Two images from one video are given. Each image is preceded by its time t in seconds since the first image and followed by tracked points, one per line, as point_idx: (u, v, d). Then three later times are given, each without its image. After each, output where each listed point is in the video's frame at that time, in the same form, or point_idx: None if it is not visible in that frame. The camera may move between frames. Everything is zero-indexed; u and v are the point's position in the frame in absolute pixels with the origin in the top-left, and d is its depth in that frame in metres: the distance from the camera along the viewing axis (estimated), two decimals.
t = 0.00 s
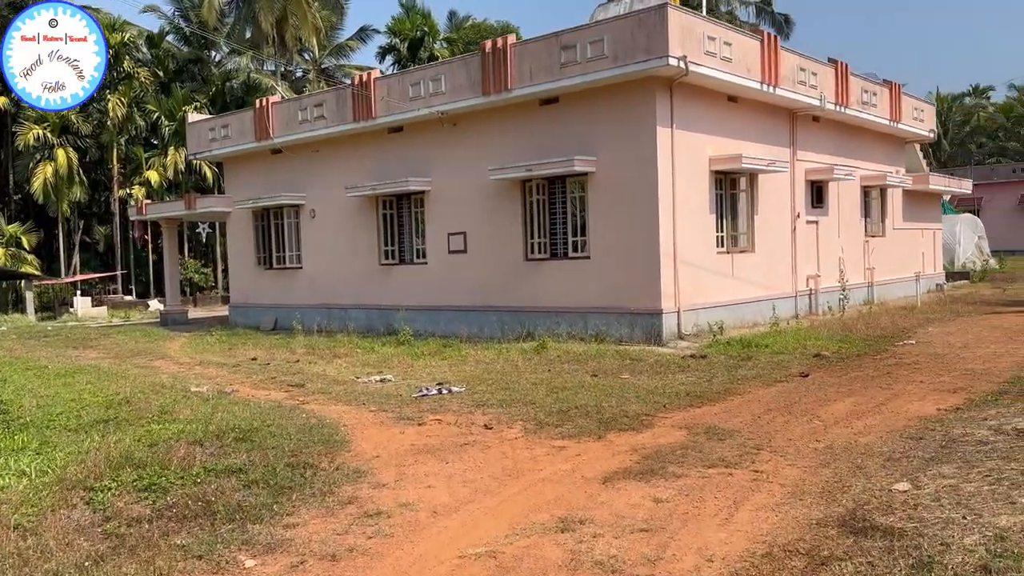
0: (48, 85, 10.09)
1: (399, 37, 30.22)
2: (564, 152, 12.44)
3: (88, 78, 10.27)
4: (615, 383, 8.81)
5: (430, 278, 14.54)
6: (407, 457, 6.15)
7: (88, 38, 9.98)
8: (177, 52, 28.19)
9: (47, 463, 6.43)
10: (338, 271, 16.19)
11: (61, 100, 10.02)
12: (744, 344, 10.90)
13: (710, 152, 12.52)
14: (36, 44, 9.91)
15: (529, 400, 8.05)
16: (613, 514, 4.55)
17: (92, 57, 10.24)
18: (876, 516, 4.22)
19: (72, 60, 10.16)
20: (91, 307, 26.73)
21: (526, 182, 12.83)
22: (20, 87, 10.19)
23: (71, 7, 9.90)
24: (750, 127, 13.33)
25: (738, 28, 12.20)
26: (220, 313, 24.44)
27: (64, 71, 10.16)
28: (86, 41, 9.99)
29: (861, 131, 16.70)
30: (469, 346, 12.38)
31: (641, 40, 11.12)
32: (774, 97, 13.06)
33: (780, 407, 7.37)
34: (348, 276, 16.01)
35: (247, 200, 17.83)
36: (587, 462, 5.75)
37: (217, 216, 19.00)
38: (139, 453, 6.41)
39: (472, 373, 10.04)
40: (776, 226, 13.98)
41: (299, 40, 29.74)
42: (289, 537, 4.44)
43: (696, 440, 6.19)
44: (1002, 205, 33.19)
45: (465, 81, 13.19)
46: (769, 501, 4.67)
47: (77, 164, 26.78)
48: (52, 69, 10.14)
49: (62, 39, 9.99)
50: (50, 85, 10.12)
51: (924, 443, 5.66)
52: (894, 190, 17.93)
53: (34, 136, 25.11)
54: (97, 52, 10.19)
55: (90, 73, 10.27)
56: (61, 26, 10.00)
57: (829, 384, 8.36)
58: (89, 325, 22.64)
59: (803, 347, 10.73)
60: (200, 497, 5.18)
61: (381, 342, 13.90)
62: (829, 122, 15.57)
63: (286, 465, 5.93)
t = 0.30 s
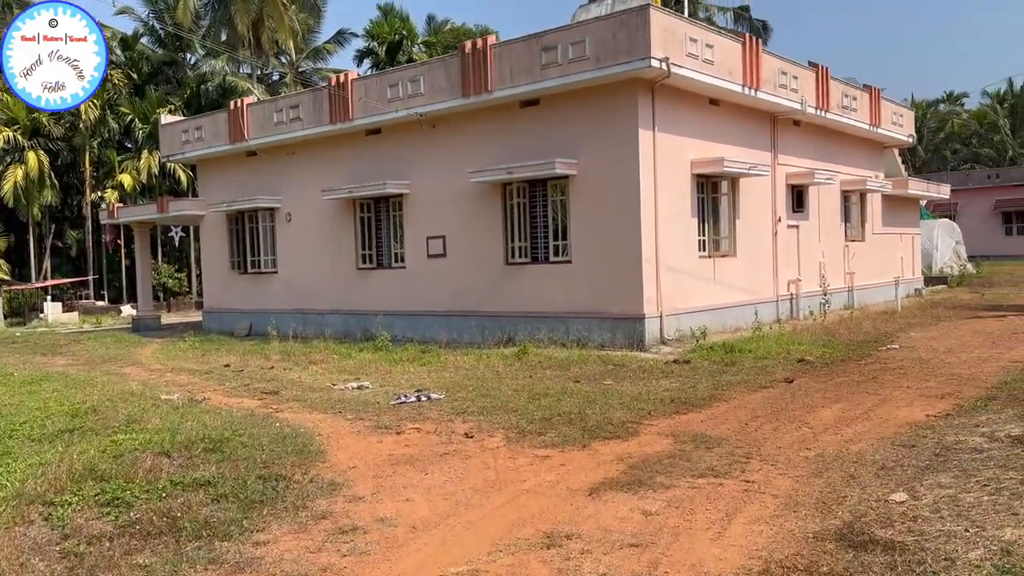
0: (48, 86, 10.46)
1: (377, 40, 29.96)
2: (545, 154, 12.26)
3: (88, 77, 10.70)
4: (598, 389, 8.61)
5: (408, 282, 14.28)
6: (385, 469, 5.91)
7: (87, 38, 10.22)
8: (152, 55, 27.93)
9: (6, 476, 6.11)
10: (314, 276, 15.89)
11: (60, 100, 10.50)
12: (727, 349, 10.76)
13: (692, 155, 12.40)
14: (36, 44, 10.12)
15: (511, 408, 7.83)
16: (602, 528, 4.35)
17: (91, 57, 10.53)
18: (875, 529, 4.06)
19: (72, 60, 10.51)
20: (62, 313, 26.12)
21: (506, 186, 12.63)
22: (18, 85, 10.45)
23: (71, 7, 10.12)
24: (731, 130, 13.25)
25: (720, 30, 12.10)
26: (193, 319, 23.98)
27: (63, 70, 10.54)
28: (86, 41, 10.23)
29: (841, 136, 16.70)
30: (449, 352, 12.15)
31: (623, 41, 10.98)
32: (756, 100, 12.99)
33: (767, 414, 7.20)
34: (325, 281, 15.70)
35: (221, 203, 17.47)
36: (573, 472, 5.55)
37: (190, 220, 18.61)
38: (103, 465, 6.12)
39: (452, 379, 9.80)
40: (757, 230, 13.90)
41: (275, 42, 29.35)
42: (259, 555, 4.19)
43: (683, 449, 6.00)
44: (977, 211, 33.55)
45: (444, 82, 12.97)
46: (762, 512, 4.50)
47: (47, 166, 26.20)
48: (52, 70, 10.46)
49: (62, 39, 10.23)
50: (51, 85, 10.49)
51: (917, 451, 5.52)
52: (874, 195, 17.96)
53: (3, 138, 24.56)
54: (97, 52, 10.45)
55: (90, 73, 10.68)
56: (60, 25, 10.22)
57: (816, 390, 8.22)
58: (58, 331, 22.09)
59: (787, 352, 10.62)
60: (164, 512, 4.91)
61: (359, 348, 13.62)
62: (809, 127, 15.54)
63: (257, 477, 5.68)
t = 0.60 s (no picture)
0: (48, 85, 10.81)
1: (357, 46, 29.76)
2: (528, 161, 12.09)
3: (87, 77, 11.00)
4: (584, 400, 8.42)
5: (389, 290, 14.02)
6: (365, 486, 5.67)
7: (87, 38, 10.63)
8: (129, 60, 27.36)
9: None
10: (293, 284, 15.59)
11: (60, 100, 10.87)
12: (713, 358, 10.62)
13: (677, 162, 12.28)
14: (36, 44, 10.44)
15: (495, 420, 7.61)
16: (593, 550, 4.14)
17: (90, 57, 10.89)
18: (877, 549, 3.89)
19: (72, 60, 10.85)
20: (34, 321, 25.55)
21: (489, 192, 12.43)
22: (20, 86, 10.84)
23: (71, 9, 10.79)
24: (715, 137, 13.15)
25: (705, 36, 12.00)
26: (169, 327, 23.52)
27: (64, 70, 10.86)
28: (86, 41, 10.66)
29: (823, 143, 16.70)
30: (431, 361, 11.92)
31: (608, 45, 10.83)
32: (740, 107, 12.91)
33: (757, 426, 7.04)
34: (303, 289, 15.40)
35: (197, 209, 17.13)
36: (561, 489, 5.34)
37: (166, 226, 18.23)
38: (69, 483, 5.83)
39: (434, 390, 9.56)
40: (742, 238, 13.80)
41: (254, 48, 28.97)
42: None
43: (673, 463, 5.82)
44: (956, 218, 33.84)
45: (425, 87, 12.77)
46: (759, 531, 4.31)
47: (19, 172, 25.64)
48: (52, 69, 10.80)
49: (62, 39, 10.58)
50: (50, 85, 10.83)
51: (913, 465, 5.39)
52: (856, 203, 17.97)
53: None
54: (96, 52, 10.84)
55: (90, 74, 10.99)
56: (60, 26, 10.58)
57: (805, 400, 8.08)
58: (30, 341, 21.56)
59: (774, 361, 10.49)
60: (130, 534, 4.64)
61: (339, 357, 13.34)
62: (792, 134, 15.51)
63: (230, 496, 5.42)
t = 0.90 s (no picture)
0: (48, 86, 10.21)
1: (341, 51, 29.52)
2: (516, 165, 11.91)
3: (88, 77, 10.52)
4: (575, 408, 8.23)
5: (374, 296, 13.78)
6: (352, 501, 5.44)
7: (88, 38, 10.24)
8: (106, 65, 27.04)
9: None
10: (276, 290, 15.30)
11: (60, 100, 10.19)
12: (705, 365, 10.46)
13: (666, 167, 12.15)
14: (37, 44, 9.98)
15: (485, 429, 7.40)
16: (594, 569, 3.94)
17: (92, 58, 10.47)
18: (890, 566, 3.73)
19: (72, 60, 10.36)
20: (10, 328, 25.02)
21: (476, 197, 12.24)
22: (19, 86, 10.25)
23: (72, 8, 10.04)
24: (704, 142, 13.04)
25: (695, 40, 11.90)
26: (149, 335, 23.12)
27: (63, 70, 10.31)
28: (86, 40, 10.25)
29: (811, 149, 16.66)
30: (417, 369, 11.69)
31: (597, 49, 10.68)
32: (729, 112, 12.81)
33: (754, 435, 6.87)
34: (286, 295, 15.12)
35: (178, 214, 16.81)
36: (557, 502, 5.13)
37: (145, 232, 17.88)
38: (40, 498, 5.55)
39: (421, 399, 9.33)
40: (730, 243, 13.69)
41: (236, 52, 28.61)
42: None
43: (672, 474, 5.63)
44: (938, 225, 34.04)
45: (411, 90, 12.56)
46: (766, 548, 4.13)
47: None
48: (52, 70, 10.27)
49: (62, 39, 10.16)
50: (51, 85, 10.24)
51: (919, 475, 5.24)
52: (842, 209, 17.97)
53: None
54: (97, 52, 10.44)
55: (91, 74, 10.51)
56: (60, 25, 10.15)
57: (800, 409, 7.94)
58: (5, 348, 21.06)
59: (766, 368, 10.36)
60: (102, 554, 4.38)
61: (322, 365, 13.07)
62: (780, 140, 15.45)
63: (209, 512, 5.18)
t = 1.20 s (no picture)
0: (48, 86, 11.19)
1: (323, 59, 29.26)
2: (503, 173, 11.73)
3: (88, 77, 11.49)
4: (566, 422, 8.02)
5: (358, 306, 13.51)
6: (337, 523, 5.19)
7: (88, 38, 11.17)
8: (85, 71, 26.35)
9: None
10: (257, 300, 14.99)
11: (60, 100, 11.19)
12: (696, 376, 10.29)
13: (655, 175, 12.00)
14: (37, 44, 10.91)
15: (475, 445, 7.17)
16: None
17: (91, 57, 11.45)
18: None
19: (72, 60, 11.32)
20: None
21: (462, 205, 12.03)
22: (21, 87, 11.26)
23: (71, 8, 11.00)
24: (693, 151, 12.92)
25: (684, 47, 11.78)
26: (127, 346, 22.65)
27: (64, 70, 11.28)
28: (86, 41, 11.18)
29: (797, 158, 16.61)
30: (402, 381, 11.44)
31: (586, 55, 10.53)
32: (717, 120, 12.70)
33: (751, 449, 6.68)
34: (268, 305, 14.82)
35: (157, 222, 16.47)
36: (553, 524, 4.91)
37: (123, 240, 17.51)
38: (7, 523, 5.25)
39: (408, 412, 9.07)
40: (719, 253, 13.57)
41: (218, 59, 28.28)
42: None
43: (670, 493, 5.43)
44: (921, 234, 34.20)
45: (396, 96, 12.34)
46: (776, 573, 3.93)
47: None
48: (52, 69, 11.22)
49: (62, 39, 11.05)
50: (51, 85, 11.21)
51: (925, 493, 5.07)
52: (829, 218, 17.93)
53: None
54: (96, 52, 11.41)
55: (90, 73, 11.50)
56: (60, 26, 11.06)
57: (796, 422, 7.77)
58: None
59: (758, 379, 10.19)
60: None
61: (305, 377, 12.78)
62: (767, 148, 15.37)
63: (187, 536, 4.91)
